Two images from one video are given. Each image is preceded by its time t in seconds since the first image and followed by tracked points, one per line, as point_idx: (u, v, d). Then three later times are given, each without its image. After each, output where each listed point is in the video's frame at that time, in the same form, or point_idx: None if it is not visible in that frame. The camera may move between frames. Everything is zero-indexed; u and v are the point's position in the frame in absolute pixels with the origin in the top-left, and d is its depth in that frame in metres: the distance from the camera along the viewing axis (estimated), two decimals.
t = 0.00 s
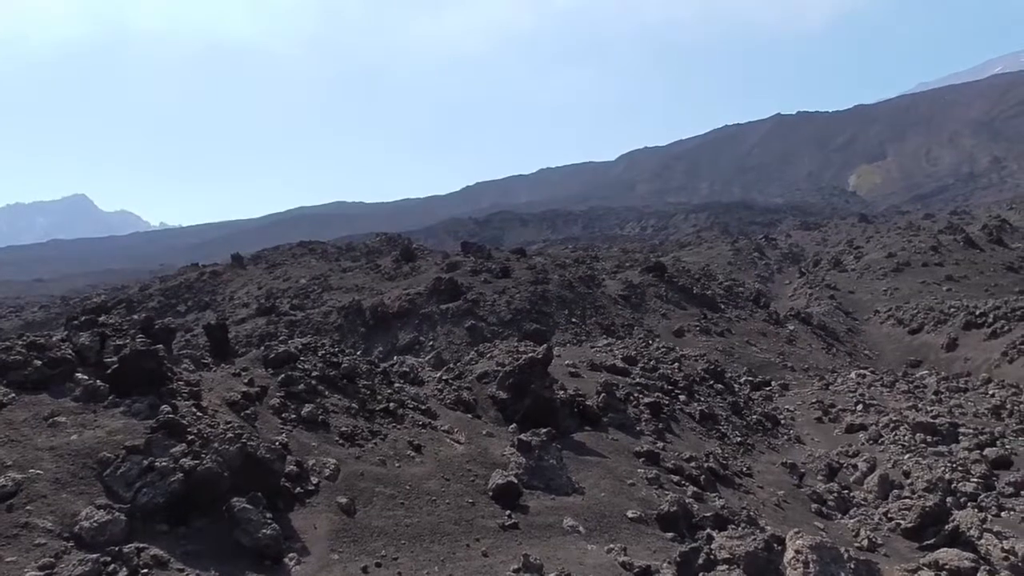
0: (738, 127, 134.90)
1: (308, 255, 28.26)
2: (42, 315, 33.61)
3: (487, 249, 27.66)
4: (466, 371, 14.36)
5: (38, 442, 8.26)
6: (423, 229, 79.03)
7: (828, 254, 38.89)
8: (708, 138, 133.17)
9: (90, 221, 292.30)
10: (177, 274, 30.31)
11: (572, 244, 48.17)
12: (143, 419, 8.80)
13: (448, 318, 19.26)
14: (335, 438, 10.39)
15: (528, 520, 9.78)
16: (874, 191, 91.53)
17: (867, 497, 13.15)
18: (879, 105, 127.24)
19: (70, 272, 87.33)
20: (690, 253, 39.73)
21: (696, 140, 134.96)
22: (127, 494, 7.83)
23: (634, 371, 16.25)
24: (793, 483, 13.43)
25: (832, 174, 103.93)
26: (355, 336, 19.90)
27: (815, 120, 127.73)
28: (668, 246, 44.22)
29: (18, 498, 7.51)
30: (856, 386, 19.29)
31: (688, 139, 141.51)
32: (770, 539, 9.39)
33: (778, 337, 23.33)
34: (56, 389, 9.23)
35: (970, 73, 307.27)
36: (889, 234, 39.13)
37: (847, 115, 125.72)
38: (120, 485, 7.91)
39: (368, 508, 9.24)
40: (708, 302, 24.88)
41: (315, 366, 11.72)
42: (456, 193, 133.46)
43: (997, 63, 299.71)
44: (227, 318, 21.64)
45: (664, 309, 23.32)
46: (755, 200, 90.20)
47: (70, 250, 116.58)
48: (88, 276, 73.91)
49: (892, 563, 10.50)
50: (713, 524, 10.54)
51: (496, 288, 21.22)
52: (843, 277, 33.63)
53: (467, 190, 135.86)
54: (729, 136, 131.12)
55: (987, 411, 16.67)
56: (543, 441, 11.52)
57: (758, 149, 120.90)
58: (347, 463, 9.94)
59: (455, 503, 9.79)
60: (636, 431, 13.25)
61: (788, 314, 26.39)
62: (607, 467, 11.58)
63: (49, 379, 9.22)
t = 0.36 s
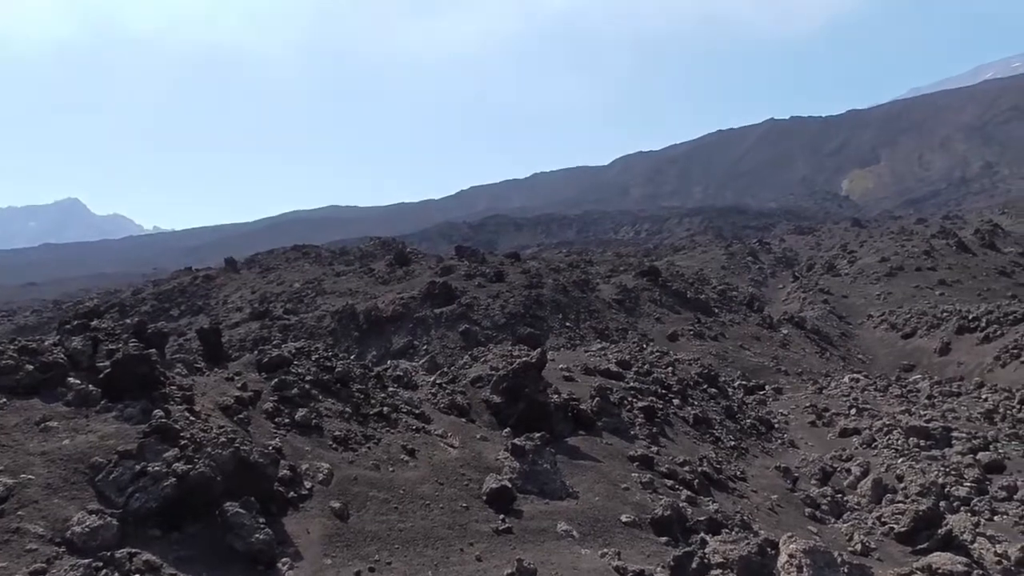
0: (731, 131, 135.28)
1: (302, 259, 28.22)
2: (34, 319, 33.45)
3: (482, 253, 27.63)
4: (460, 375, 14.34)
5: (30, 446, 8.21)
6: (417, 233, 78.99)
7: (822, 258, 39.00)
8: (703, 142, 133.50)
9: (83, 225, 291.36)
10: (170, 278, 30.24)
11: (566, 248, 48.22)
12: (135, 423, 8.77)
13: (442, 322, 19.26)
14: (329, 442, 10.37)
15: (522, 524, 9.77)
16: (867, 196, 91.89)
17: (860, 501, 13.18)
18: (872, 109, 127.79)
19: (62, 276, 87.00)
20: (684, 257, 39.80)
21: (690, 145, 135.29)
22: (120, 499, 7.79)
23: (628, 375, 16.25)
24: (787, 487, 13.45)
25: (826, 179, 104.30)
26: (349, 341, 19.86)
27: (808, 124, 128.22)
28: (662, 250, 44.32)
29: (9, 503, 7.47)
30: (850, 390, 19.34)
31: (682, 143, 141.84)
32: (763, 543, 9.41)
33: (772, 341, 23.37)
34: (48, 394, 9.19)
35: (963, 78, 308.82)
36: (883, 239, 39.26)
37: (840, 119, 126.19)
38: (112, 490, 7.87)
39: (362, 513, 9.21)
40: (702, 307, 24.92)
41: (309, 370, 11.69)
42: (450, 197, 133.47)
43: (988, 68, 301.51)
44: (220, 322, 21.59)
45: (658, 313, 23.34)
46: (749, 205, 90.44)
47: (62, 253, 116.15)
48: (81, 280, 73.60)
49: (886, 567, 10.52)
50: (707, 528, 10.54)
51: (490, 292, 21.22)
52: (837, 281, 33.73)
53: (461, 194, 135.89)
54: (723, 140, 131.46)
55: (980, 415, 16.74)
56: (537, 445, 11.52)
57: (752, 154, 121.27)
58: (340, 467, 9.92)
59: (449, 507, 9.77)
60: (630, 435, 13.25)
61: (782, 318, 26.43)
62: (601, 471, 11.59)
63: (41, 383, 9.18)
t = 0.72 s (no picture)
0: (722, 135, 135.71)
1: (293, 263, 28.14)
2: (22, 324, 33.22)
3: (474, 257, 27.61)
4: (452, 379, 14.31)
5: (18, 451, 8.15)
6: (409, 237, 78.89)
7: (813, 262, 39.16)
8: (694, 147, 133.91)
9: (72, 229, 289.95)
10: (160, 283, 30.08)
11: (558, 253, 48.26)
12: (125, 429, 8.73)
13: (434, 327, 19.25)
14: (320, 447, 10.33)
15: (513, 529, 9.75)
16: (857, 200, 92.35)
17: (851, 505, 13.21)
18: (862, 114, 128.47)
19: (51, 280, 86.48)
20: (676, 261, 39.88)
21: (681, 149, 135.67)
22: (109, 505, 7.74)
23: (619, 379, 16.26)
24: (778, 490, 13.48)
25: (816, 184, 104.79)
26: (340, 345, 19.79)
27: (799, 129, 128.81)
28: (654, 255, 44.41)
29: None
30: (840, 394, 19.41)
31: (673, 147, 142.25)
32: (754, 547, 9.43)
33: (763, 345, 23.44)
34: (36, 399, 9.12)
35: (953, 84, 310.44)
36: (873, 243, 39.44)
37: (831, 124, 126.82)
38: (101, 495, 7.82)
39: (353, 518, 9.18)
40: (693, 311, 24.98)
41: (300, 374, 11.64)
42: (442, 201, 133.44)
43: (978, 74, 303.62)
44: (211, 327, 21.48)
45: (649, 317, 23.39)
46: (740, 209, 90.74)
47: (53, 257, 115.52)
48: (70, 284, 73.19)
49: (877, 571, 10.55)
50: (698, 532, 10.55)
51: (482, 296, 21.21)
52: (828, 285, 33.87)
53: (453, 197, 135.91)
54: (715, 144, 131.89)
55: (969, 418, 16.83)
56: (529, 449, 11.50)
57: (744, 158, 121.71)
58: (331, 472, 9.89)
59: (440, 512, 9.75)
60: (621, 439, 13.27)
61: (773, 322, 26.52)
62: (593, 475, 11.59)
63: (29, 388, 9.11)
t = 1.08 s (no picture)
0: (710, 140, 136.30)
1: (280, 267, 28.03)
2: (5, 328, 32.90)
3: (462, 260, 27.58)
4: (440, 383, 14.27)
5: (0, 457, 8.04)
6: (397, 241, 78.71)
7: (800, 266, 39.38)
8: (682, 151, 134.45)
9: (57, 232, 287.75)
10: (146, 287, 29.88)
11: (546, 257, 48.29)
12: (110, 434, 8.65)
13: (422, 331, 19.23)
14: (307, 452, 10.28)
15: (501, 533, 9.74)
16: (843, 205, 92.97)
17: (838, 508, 13.27)
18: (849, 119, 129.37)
19: (35, 283, 85.76)
20: (664, 265, 39.98)
21: (669, 153, 136.20)
22: (93, 511, 7.67)
23: (608, 383, 16.27)
24: (765, 494, 13.52)
25: (804, 189, 105.45)
26: (328, 349, 19.71)
27: (786, 134, 129.56)
28: (642, 259, 44.51)
29: None
30: (827, 397, 19.50)
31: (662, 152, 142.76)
32: (742, 550, 9.47)
33: (751, 349, 23.52)
34: (20, 404, 9.02)
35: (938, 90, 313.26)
36: (859, 247, 39.69)
37: (818, 129, 127.61)
38: (85, 501, 7.75)
39: (341, 523, 9.14)
40: (681, 314, 25.06)
41: (287, 379, 11.58)
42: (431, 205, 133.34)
43: (962, 81, 306.60)
44: (197, 331, 21.34)
45: (637, 321, 23.45)
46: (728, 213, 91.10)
47: (37, 261, 114.54)
48: (55, 288, 72.50)
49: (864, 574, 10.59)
50: (686, 536, 10.56)
51: (470, 300, 21.21)
52: (815, 289, 34.06)
53: (442, 201, 135.87)
54: (702, 148, 132.45)
55: (955, 421, 16.96)
56: (517, 454, 11.49)
57: (731, 162, 122.26)
58: (318, 477, 9.83)
59: (428, 517, 9.72)
60: (609, 443, 13.28)
61: (760, 326, 26.62)
62: (581, 479, 11.59)
63: (12, 394, 9.01)
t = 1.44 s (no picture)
0: (696, 146, 136.99)
1: (266, 272, 27.90)
2: None
3: (449, 266, 27.54)
4: (427, 389, 14.24)
5: None
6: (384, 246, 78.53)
7: (785, 273, 39.63)
8: (668, 157, 135.10)
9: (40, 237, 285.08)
10: (129, 292, 29.66)
11: (533, 262, 48.35)
12: (93, 442, 8.58)
13: (409, 336, 19.22)
14: (292, 458, 10.23)
15: (488, 539, 9.72)
16: (827, 212, 93.72)
17: (823, 512, 13.34)
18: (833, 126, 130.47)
19: (18, 289, 84.97)
20: (650, 271, 40.11)
21: (655, 159, 136.82)
22: (76, 520, 7.59)
23: (594, 388, 16.31)
24: (751, 498, 13.58)
25: (788, 195, 106.24)
26: (314, 354, 19.62)
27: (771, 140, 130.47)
28: (629, 264, 44.68)
29: None
30: (812, 402, 19.63)
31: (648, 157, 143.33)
32: (728, 555, 9.52)
33: (736, 354, 23.65)
34: (2, 412, 8.93)
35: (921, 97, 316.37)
36: (843, 253, 40.01)
37: (802, 136, 128.59)
38: (68, 510, 7.66)
39: (326, 529, 9.10)
40: (667, 319, 25.16)
41: (272, 385, 11.51)
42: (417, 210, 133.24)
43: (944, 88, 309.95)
44: (182, 336, 21.18)
45: (624, 326, 23.52)
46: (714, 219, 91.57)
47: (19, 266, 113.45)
48: (37, 293, 71.80)
49: None
50: (672, 541, 10.58)
51: (457, 305, 21.21)
52: (800, 295, 34.29)
53: (428, 206, 135.81)
54: (688, 154, 133.15)
55: (938, 426, 17.11)
56: (504, 459, 11.48)
57: (717, 168, 122.94)
58: (304, 484, 9.78)
59: (415, 523, 9.70)
60: (596, 448, 13.29)
61: (746, 332, 26.76)
62: (568, 484, 11.59)
63: None
